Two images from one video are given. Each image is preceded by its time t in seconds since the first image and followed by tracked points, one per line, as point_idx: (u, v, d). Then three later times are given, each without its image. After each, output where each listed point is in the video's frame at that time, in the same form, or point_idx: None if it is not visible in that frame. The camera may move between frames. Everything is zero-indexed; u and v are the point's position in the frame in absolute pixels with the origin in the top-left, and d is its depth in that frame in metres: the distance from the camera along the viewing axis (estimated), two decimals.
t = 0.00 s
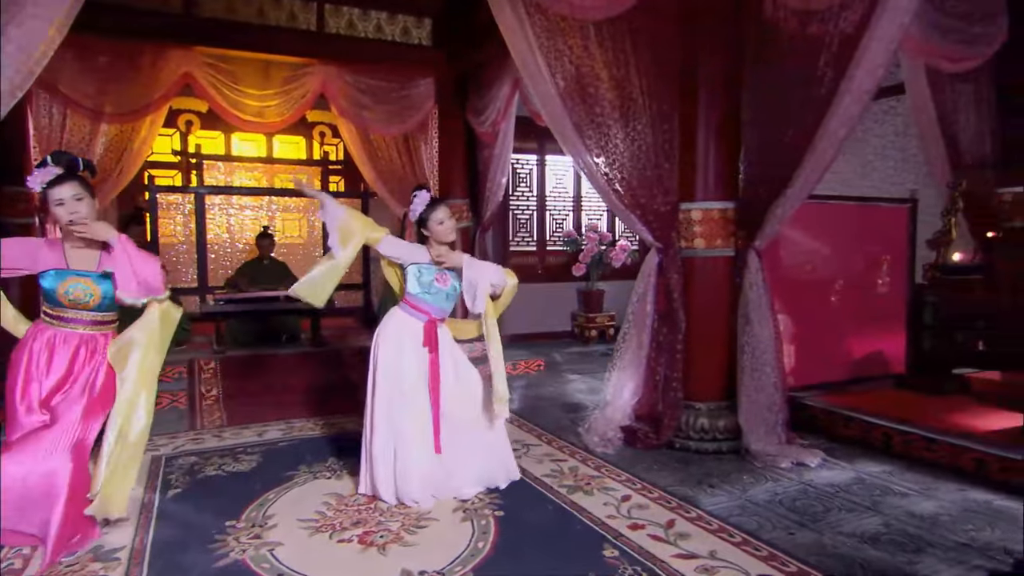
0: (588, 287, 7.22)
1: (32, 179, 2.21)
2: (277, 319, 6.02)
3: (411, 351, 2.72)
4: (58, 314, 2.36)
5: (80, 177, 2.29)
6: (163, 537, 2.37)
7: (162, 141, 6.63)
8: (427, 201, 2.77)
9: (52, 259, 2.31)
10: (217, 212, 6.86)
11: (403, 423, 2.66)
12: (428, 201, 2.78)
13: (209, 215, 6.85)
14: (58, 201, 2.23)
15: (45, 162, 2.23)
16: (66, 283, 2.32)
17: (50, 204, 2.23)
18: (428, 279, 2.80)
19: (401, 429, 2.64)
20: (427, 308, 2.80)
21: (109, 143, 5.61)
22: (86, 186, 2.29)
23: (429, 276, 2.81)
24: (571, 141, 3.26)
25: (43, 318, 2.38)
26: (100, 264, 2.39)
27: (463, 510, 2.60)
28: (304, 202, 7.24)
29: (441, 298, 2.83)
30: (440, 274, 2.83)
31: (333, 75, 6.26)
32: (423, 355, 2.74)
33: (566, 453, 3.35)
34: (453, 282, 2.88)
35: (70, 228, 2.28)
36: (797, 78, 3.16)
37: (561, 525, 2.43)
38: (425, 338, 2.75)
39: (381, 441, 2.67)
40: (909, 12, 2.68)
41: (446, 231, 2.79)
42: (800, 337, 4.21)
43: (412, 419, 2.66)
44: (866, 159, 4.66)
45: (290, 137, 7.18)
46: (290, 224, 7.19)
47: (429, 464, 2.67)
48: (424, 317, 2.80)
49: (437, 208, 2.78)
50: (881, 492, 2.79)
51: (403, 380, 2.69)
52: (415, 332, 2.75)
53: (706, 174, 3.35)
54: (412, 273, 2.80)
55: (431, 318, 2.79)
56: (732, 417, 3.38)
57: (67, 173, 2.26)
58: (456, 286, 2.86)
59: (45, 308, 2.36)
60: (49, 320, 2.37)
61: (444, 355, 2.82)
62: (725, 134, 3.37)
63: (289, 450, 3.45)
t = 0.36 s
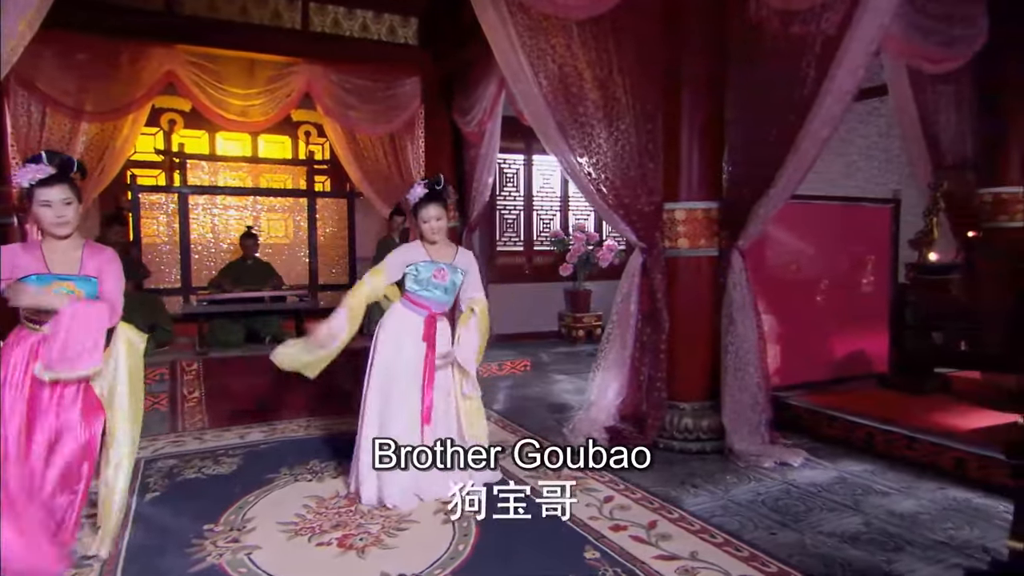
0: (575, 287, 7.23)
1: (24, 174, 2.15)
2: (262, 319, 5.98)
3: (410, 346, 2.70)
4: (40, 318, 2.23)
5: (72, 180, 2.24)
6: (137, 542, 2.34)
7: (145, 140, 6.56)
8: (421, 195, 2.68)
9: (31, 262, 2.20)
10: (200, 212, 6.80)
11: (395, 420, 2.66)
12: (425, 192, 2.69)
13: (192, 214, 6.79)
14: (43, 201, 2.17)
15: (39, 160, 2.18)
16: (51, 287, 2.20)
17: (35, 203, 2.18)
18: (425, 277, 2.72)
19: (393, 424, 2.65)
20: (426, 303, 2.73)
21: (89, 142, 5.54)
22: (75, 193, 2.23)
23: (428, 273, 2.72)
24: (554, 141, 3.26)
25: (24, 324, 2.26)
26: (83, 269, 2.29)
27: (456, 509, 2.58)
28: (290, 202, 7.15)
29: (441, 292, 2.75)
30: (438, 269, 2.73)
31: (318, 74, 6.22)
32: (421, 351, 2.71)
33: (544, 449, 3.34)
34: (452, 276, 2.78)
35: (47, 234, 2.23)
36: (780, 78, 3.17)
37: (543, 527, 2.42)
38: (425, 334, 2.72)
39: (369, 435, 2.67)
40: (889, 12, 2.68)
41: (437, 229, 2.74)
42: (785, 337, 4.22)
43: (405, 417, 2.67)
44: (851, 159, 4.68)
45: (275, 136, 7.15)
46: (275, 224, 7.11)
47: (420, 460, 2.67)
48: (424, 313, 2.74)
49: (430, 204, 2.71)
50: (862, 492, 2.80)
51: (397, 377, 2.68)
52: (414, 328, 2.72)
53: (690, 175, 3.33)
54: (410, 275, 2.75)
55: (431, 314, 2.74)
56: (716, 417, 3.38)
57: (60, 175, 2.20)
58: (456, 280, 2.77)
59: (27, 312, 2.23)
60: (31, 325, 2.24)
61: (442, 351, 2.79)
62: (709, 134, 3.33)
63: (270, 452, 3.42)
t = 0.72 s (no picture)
0: (561, 287, 7.23)
1: (29, 155, 2.14)
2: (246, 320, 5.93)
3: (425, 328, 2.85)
4: (54, 304, 2.31)
5: (77, 164, 2.25)
6: (111, 547, 2.30)
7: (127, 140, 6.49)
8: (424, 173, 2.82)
9: (35, 247, 2.24)
10: (184, 212, 6.75)
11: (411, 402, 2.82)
12: (426, 172, 2.82)
13: (175, 214, 6.74)
14: (46, 184, 2.20)
15: (44, 141, 2.16)
16: (58, 270, 2.25)
17: (36, 185, 2.20)
18: (429, 260, 2.84)
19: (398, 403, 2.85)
20: (436, 285, 2.87)
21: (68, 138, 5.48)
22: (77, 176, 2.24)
23: (431, 256, 2.83)
24: (536, 140, 3.25)
25: (41, 310, 2.33)
26: (84, 249, 2.29)
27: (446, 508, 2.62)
28: (274, 202, 7.12)
29: (449, 274, 2.86)
30: (441, 251, 2.83)
31: (302, 73, 6.17)
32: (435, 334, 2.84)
33: (530, 448, 3.31)
34: (457, 256, 2.86)
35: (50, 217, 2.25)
36: (763, 79, 3.17)
37: (525, 528, 2.41)
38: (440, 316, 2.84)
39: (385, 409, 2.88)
40: (869, 13, 2.69)
41: (432, 209, 2.84)
42: (770, 337, 4.23)
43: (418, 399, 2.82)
44: (835, 160, 4.71)
45: (261, 136, 7.07)
46: (259, 224, 7.07)
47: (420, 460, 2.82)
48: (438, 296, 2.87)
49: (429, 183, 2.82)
50: (844, 491, 2.81)
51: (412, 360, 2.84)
52: (429, 310, 2.84)
53: (673, 175, 3.32)
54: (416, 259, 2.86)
55: (444, 297, 2.86)
56: (699, 417, 3.37)
57: (65, 158, 2.20)
58: (462, 260, 2.85)
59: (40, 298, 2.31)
60: (50, 313, 2.31)
61: (459, 334, 2.88)
62: (692, 134, 3.35)
63: (251, 454, 3.38)
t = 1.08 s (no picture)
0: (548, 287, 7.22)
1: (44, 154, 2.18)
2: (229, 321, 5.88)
3: (425, 341, 2.88)
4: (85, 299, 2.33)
5: (87, 162, 2.27)
6: (84, 554, 2.26)
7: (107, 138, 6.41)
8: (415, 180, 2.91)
9: (55, 243, 2.27)
10: (169, 212, 6.75)
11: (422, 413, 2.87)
12: (415, 180, 2.90)
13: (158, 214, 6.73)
14: (53, 184, 2.22)
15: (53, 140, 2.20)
16: (72, 263, 2.26)
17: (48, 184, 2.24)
18: (423, 274, 2.87)
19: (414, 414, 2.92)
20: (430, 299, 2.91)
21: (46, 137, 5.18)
22: (87, 175, 2.27)
23: (423, 267, 2.86)
24: (518, 139, 3.24)
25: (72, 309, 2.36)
26: (104, 241, 2.32)
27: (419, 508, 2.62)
28: (258, 202, 7.08)
29: (442, 284, 2.91)
30: (433, 263, 2.87)
31: (287, 72, 6.12)
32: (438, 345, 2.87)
33: (532, 447, 3.35)
34: (448, 265, 2.92)
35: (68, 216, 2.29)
36: (744, 78, 3.19)
37: (505, 530, 2.39)
38: (437, 327, 2.89)
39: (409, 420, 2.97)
40: (849, 13, 2.71)
41: (416, 211, 2.88)
42: (753, 336, 4.24)
43: (429, 408, 2.86)
44: (819, 160, 4.73)
45: (244, 135, 7.00)
46: (243, 224, 7.03)
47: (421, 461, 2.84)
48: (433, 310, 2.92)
49: (416, 190, 2.89)
50: (825, 490, 2.81)
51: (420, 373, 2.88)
52: (427, 325, 2.90)
53: (656, 175, 3.32)
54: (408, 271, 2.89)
55: (438, 308, 2.91)
56: (682, 417, 3.37)
57: (75, 158, 2.24)
58: (453, 269, 2.92)
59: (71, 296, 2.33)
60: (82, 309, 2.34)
61: (458, 341, 2.93)
62: (674, 134, 3.33)
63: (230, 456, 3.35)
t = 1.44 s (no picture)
0: (534, 286, 7.19)
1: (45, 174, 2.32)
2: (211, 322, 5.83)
3: (413, 355, 2.82)
4: (86, 324, 2.33)
5: (71, 184, 2.29)
6: (55, 560, 2.21)
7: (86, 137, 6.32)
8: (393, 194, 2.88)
9: (47, 268, 2.26)
10: (150, 212, 6.64)
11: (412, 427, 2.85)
12: (392, 194, 2.88)
13: (138, 214, 6.62)
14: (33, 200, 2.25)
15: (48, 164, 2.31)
16: (67, 289, 2.25)
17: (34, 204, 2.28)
18: (410, 290, 2.83)
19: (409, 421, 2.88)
20: (417, 312, 2.84)
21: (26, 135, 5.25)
22: (66, 193, 2.27)
23: (411, 285, 2.83)
24: (500, 139, 3.23)
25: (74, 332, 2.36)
26: (94, 260, 2.32)
27: (411, 506, 2.63)
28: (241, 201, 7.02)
29: (428, 300, 2.85)
30: (420, 278, 2.83)
31: (271, 71, 6.06)
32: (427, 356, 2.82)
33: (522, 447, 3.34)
34: (435, 280, 2.88)
35: (57, 236, 2.29)
36: (726, 78, 3.18)
37: (485, 533, 2.37)
38: (427, 340, 2.83)
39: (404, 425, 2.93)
40: (827, 13, 2.75)
41: (394, 225, 2.86)
42: (737, 336, 4.24)
43: (422, 417, 2.82)
44: (803, 159, 4.71)
45: (227, 134, 6.94)
46: (226, 223, 6.96)
47: (416, 464, 2.80)
48: (422, 324, 2.85)
49: (395, 203, 2.87)
50: (806, 490, 2.81)
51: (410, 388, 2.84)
52: (415, 338, 2.83)
53: (639, 175, 3.30)
54: (394, 288, 2.85)
55: (427, 321, 2.84)
56: (665, 417, 3.36)
57: (63, 178, 2.29)
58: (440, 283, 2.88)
59: (72, 324, 2.33)
60: (82, 332, 2.34)
61: (449, 352, 2.87)
62: (657, 133, 3.31)
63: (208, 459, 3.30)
